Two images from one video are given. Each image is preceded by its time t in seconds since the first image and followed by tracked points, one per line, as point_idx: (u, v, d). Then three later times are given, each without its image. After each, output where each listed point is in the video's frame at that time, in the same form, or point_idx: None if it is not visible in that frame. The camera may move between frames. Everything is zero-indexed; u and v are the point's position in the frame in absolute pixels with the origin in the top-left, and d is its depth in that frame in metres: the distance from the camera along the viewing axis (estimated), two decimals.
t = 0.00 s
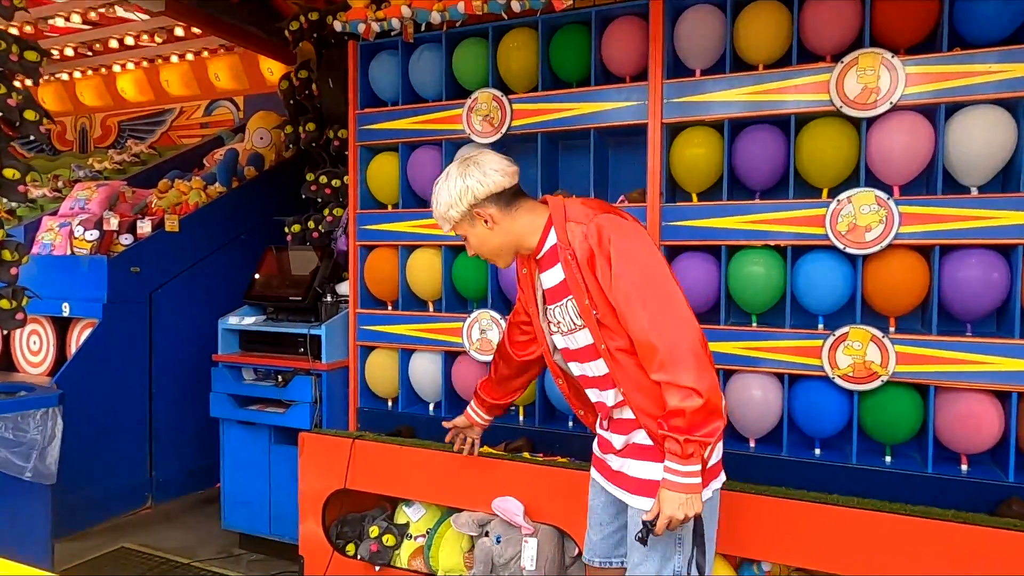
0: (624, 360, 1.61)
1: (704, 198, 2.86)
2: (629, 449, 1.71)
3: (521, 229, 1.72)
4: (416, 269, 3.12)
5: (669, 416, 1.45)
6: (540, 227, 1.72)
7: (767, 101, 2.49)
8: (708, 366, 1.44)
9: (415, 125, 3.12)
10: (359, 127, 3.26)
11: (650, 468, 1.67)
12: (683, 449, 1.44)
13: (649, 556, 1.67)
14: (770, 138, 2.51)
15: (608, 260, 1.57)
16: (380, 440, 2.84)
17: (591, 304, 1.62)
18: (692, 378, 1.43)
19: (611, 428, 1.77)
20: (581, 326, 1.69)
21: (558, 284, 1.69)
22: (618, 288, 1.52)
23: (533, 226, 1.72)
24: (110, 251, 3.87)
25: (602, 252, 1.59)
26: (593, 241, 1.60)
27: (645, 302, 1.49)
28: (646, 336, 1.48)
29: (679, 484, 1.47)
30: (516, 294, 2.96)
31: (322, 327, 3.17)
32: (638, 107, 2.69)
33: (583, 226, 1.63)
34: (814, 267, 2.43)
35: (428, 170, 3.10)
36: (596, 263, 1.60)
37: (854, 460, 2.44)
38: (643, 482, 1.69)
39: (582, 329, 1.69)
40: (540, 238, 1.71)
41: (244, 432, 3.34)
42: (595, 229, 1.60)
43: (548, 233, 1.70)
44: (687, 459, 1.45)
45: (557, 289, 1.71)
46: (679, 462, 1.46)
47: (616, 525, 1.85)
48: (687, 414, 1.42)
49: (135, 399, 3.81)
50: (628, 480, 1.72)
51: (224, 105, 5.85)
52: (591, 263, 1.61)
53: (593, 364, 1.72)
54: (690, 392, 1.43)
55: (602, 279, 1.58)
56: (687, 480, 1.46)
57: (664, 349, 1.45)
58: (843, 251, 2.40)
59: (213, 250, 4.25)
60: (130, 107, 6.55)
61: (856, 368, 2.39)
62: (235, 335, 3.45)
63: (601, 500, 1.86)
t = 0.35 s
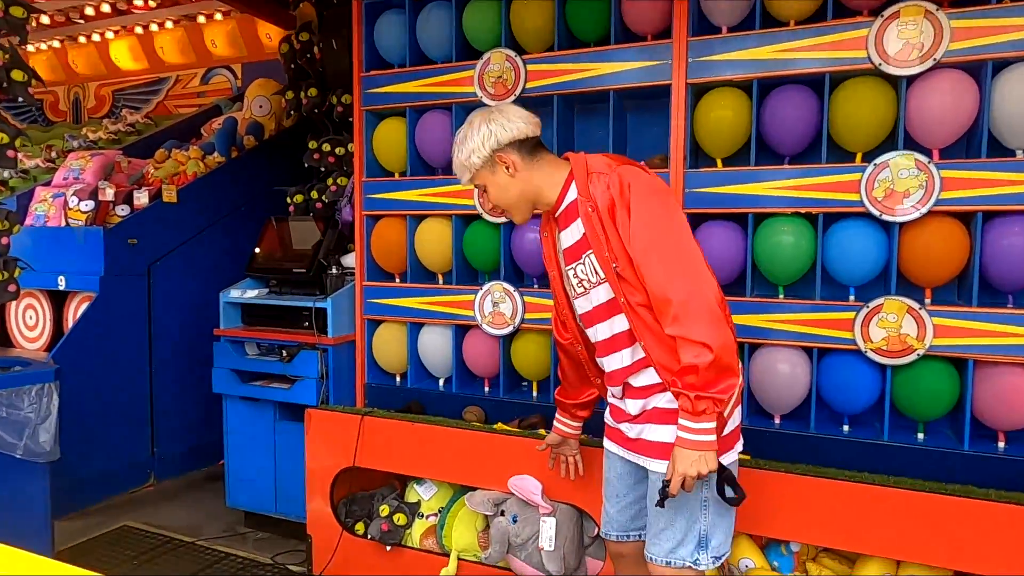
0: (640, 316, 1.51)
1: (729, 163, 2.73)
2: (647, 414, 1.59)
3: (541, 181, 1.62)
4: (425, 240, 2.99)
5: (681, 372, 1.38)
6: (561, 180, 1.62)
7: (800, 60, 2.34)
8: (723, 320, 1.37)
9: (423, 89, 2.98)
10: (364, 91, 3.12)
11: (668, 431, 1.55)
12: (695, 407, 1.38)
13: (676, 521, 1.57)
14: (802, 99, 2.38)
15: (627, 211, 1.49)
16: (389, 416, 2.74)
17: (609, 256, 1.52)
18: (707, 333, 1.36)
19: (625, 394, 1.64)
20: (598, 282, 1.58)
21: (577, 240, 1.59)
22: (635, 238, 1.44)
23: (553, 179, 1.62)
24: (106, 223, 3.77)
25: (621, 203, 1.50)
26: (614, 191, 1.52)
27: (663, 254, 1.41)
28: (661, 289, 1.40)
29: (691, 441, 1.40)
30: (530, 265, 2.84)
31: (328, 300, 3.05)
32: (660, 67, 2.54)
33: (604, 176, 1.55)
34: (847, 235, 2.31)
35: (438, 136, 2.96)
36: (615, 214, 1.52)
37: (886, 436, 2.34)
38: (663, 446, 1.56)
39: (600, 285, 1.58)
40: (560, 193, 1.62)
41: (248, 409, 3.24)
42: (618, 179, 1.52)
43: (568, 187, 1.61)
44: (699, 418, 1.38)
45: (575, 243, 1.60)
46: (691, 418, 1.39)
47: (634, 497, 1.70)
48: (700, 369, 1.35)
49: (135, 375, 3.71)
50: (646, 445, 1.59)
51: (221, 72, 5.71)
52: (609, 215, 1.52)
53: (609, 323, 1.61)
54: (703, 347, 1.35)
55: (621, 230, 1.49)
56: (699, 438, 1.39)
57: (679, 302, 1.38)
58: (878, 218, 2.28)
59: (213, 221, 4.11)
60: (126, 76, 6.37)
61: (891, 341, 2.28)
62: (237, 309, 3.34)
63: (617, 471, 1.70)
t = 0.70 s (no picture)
0: (727, 265, 1.37)
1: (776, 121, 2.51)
2: (718, 391, 1.42)
3: (633, 100, 1.49)
4: (443, 208, 2.80)
5: (775, 326, 1.24)
6: (657, 106, 1.50)
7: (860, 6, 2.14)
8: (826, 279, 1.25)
9: (440, 45, 2.77)
10: (376, 47, 2.90)
11: (744, 410, 1.39)
12: (787, 366, 1.23)
13: (761, 510, 1.41)
14: (861, 50, 2.17)
15: (733, 146, 1.36)
16: (408, 395, 2.57)
17: (703, 194, 1.38)
18: (811, 286, 1.23)
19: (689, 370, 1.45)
20: (677, 225, 1.44)
21: (664, 175, 1.46)
22: (741, 175, 1.31)
23: (649, 102, 1.50)
24: (102, 193, 3.53)
25: (728, 137, 1.38)
26: (722, 124, 1.39)
27: (772, 194, 1.29)
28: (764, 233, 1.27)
29: (780, 410, 1.25)
30: (558, 235, 2.63)
31: (341, 273, 2.87)
32: (702, 16, 2.33)
33: (710, 107, 1.42)
34: (909, 199, 2.13)
35: (457, 95, 2.75)
36: (717, 150, 1.39)
37: (947, 415, 2.18)
38: (738, 425, 1.40)
39: (683, 228, 1.42)
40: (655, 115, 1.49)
41: (257, 388, 3.07)
42: (728, 112, 1.40)
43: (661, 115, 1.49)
44: (788, 381, 1.23)
45: (663, 180, 1.46)
46: (780, 383, 1.24)
47: (695, 489, 1.54)
48: (796, 327, 1.22)
49: (137, 353, 3.54)
50: (721, 427, 1.42)
51: (219, 37, 5.41)
52: (710, 150, 1.39)
53: (686, 274, 1.44)
54: (803, 302, 1.23)
55: (724, 166, 1.36)
56: (789, 405, 1.24)
57: (785, 249, 1.25)
58: (945, 179, 2.09)
59: (216, 192, 3.91)
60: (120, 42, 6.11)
61: (956, 313, 2.11)
62: (243, 283, 3.16)
63: (678, 462, 1.55)
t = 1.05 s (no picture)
0: (841, 253, 1.16)
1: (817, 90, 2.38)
2: (799, 402, 1.25)
3: (769, 35, 1.27)
4: (458, 188, 2.66)
5: (879, 331, 1.04)
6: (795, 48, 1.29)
7: None
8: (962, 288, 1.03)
9: (454, 14, 2.61)
10: (385, 18, 2.74)
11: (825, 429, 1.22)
12: (883, 382, 1.03)
13: (866, 551, 1.19)
14: (912, 14, 2.01)
15: (885, 110, 1.14)
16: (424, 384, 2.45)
17: (832, 161, 1.17)
18: (938, 293, 1.02)
19: (766, 370, 1.29)
20: (788, 194, 1.25)
21: (787, 132, 1.26)
22: (885, 145, 1.10)
23: (784, 40, 1.28)
24: (99, 175, 3.39)
25: (882, 97, 1.15)
26: (880, 82, 1.16)
27: (917, 174, 1.07)
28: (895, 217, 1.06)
29: (860, 431, 1.04)
30: (580, 215, 2.51)
31: (351, 257, 2.73)
32: None
33: (869, 60, 1.18)
34: (963, 173, 1.98)
35: (473, 68, 2.60)
36: (864, 111, 1.16)
37: (1000, 404, 2.05)
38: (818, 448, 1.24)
39: (796, 197, 1.23)
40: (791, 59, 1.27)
41: (265, 378, 2.95)
42: (893, 68, 1.16)
43: (800, 59, 1.27)
44: (879, 399, 1.03)
45: (785, 137, 1.26)
46: (868, 399, 1.04)
47: (756, 502, 1.37)
48: (906, 337, 1.02)
49: (138, 342, 3.42)
50: (794, 444, 1.26)
51: (218, 15, 5.24)
52: (856, 112, 1.17)
53: (787, 252, 1.25)
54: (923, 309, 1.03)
55: (866, 132, 1.15)
56: (875, 427, 1.03)
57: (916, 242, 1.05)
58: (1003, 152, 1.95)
59: (217, 174, 3.76)
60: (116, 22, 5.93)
61: (1014, 296, 1.97)
62: (247, 268, 3.02)
63: (739, 471, 1.38)
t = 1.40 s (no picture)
0: (1022, 242, 0.97)
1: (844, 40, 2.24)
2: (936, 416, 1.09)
3: None
4: (458, 150, 2.50)
5: None
6: None
7: None
8: None
9: None
10: None
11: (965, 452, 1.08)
12: None
13: None
14: None
15: None
16: (427, 360, 2.32)
17: None
18: None
19: (901, 371, 1.14)
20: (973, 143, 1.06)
21: (988, 61, 1.06)
22: None
23: None
24: (80, 142, 3.19)
25: None
26: None
27: None
28: None
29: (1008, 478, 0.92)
30: (589, 177, 2.35)
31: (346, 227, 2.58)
32: None
33: None
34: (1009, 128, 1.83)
35: (474, 20, 2.42)
36: None
37: None
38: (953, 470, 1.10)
39: (982, 147, 1.05)
40: None
41: (260, 353, 2.83)
42: None
43: None
44: None
45: (987, 66, 1.06)
46: None
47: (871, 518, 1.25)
48: None
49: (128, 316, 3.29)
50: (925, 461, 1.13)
51: None
52: None
53: (961, 222, 1.06)
54: None
55: None
56: None
57: None
58: None
59: (206, 139, 3.58)
60: None
61: None
62: (238, 238, 2.87)
63: (853, 479, 1.26)
